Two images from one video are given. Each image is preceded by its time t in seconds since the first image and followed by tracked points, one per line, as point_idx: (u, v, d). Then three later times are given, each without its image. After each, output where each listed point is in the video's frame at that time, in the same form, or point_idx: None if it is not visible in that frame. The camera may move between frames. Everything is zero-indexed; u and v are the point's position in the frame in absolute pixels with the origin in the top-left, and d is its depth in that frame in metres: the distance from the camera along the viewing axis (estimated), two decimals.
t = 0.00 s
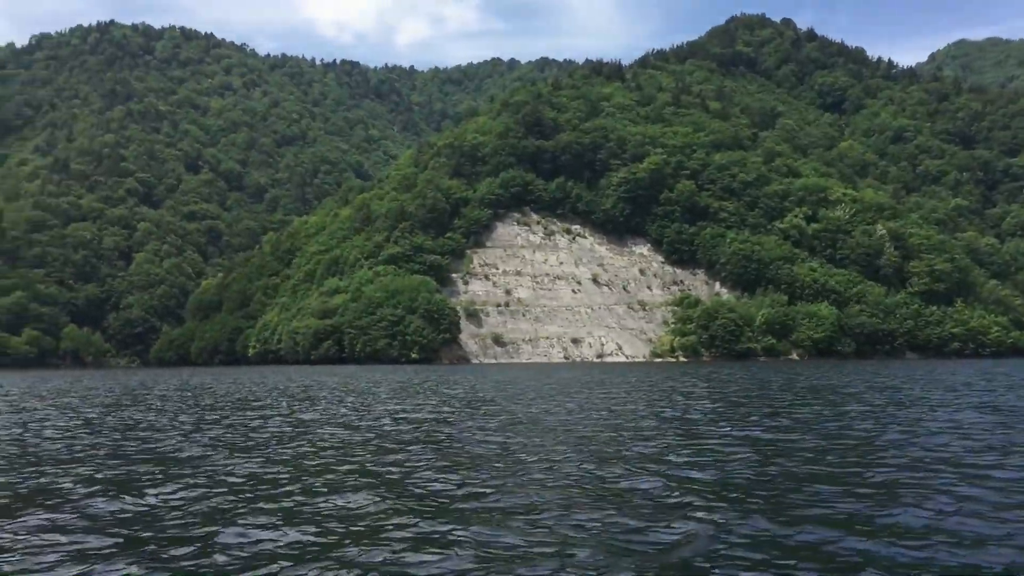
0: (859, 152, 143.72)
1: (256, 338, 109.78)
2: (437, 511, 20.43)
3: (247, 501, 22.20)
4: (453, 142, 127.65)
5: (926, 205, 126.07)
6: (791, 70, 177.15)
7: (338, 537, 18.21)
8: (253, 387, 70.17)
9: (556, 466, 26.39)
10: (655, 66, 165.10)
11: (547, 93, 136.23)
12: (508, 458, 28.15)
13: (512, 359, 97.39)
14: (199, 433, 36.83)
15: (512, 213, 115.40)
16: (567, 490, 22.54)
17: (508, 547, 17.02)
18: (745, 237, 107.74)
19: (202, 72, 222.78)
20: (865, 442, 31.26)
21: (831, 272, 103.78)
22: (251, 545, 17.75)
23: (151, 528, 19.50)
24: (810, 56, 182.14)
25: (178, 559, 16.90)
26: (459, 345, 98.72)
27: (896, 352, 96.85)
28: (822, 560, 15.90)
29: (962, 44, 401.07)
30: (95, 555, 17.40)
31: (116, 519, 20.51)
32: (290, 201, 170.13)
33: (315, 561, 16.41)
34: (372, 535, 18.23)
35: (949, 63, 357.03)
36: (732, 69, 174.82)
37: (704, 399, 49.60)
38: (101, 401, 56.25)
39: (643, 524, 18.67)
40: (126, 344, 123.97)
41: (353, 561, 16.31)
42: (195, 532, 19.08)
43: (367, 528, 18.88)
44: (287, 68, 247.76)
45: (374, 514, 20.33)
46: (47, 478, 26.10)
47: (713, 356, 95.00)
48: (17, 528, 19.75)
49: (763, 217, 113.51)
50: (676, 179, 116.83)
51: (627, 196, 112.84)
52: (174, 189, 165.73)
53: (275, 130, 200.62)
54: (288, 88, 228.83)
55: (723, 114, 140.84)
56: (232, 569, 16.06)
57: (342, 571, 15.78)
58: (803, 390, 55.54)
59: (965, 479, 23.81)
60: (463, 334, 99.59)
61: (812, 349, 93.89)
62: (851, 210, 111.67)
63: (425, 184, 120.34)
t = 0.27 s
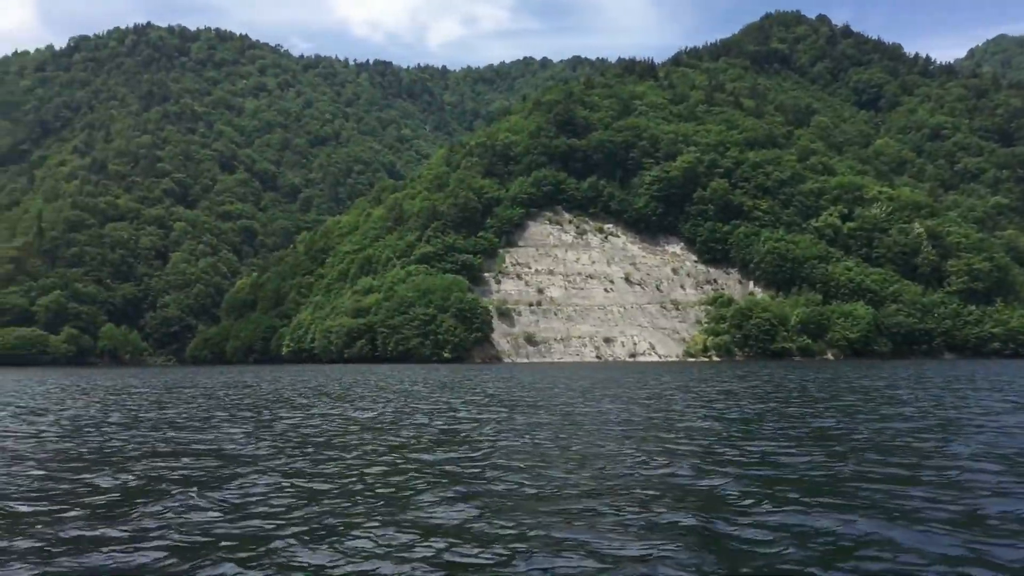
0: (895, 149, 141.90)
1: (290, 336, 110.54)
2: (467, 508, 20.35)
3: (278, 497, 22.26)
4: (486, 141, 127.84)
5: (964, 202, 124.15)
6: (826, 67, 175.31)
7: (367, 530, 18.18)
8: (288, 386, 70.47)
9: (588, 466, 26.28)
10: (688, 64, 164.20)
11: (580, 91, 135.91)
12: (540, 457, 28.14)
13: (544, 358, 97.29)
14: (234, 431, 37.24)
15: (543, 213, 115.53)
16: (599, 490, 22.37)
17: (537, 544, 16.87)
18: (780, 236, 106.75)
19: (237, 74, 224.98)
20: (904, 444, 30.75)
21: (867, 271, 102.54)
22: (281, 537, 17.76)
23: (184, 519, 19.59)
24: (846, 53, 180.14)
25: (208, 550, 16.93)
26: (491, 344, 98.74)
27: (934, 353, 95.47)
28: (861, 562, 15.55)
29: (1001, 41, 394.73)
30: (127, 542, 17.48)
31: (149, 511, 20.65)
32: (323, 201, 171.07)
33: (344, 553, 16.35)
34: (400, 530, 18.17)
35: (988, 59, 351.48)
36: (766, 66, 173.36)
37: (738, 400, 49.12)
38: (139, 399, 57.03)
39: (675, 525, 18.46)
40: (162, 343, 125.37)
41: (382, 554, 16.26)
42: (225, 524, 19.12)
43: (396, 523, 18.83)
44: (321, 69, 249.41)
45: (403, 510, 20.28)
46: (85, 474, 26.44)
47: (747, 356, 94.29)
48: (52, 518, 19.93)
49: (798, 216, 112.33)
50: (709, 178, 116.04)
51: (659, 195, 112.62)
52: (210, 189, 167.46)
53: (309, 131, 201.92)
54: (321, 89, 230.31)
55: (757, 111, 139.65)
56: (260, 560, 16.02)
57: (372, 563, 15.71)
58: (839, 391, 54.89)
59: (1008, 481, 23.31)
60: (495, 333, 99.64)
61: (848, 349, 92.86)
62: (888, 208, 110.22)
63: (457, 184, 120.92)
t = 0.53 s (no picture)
0: (938, 147, 139.75)
1: (328, 336, 111.28)
2: (507, 506, 20.22)
3: (318, 494, 22.34)
4: (522, 142, 128.02)
5: (1008, 200, 121.86)
6: (866, 64, 173.24)
7: (407, 528, 18.12)
8: (332, 386, 70.93)
9: (633, 464, 26.15)
10: (725, 62, 163.12)
11: (616, 90, 135.56)
12: (582, 455, 28.00)
13: (581, 358, 97.09)
14: (276, 430, 37.59)
15: (580, 212, 115.43)
16: (641, 488, 22.15)
17: (580, 541, 16.69)
18: (819, 235, 105.65)
19: (275, 76, 227.21)
20: (956, 446, 30.22)
21: (909, 270, 101.09)
22: (322, 534, 17.77)
23: (231, 515, 19.72)
24: (887, 49, 177.78)
25: (250, 546, 16.97)
26: (527, 344, 98.71)
27: (978, 353, 93.83)
28: (915, 561, 15.15)
29: None
30: (171, 539, 17.59)
31: (192, 508, 20.79)
32: (360, 201, 171.90)
33: (386, 550, 16.32)
34: (441, 527, 18.10)
35: None
36: (805, 64, 171.70)
37: (783, 401, 48.64)
38: (186, 398, 57.90)
39: (720, 521, 18.17)
40: (202, 342, 126.80)
41: (424, 551, 16.19)
42: (265, 521, 19.15)
43: (436, 521, 18.75)
44: (358, 70, 250.86)
45: (443, 507, 20.21)
46: (130, 470, 26.77)
47: (786, 356, 93.46)
48: (97, 514, 20.16)
49: (838, 215, 111.04)
50: (746, 177, 115.16)
51: (696, 194, 112.00)
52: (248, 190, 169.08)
53: (347, 132, 203.20)
54: (358, 90, 231.68)
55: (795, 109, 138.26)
56: (301, 556, 16.05)
57: (413, 560, 15.63)
58: (886, 392, 54.08)
59: None
60: (532, 333, 99.63)
61: (889, 349, 91.60)
62: (930, 206, 108.57)
63: (492, 183, 121.74)
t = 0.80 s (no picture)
0: (988, 140, 136.85)
1: (370, 333, 111.95)
2: (549, 500, 20.11)
3: (357, 488, 22.36)
4: (562, 138, 127.95)
5: None
6: (913, 57, 170.28)
7: (443, 523, 18.01)
8: (378, 384, 71.41)
9: (679, 460, 25.89)
10: (769, 57, 161.41)
11: (658, 86, 134.80)
12: (624, 453, 27.75)
13: (622, 355, 96.71)
14: (319, 427, 37.87)
15: (620, 209, 114.98)
16: (683, 485, 21.84)
17: (618, 537, 16.45)
18: (865, 230, 104.01)
19: (318, 75, 229.22)
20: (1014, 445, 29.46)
21: (958, 266, 99.13)
22: (358, 528, 17.72)
23: (274, 508, 19.85)
24: (935, 42, 174.59)
25: (285, 538, 16.99)
26: (568, 341, 98.54)
27: None
28: (967, 555, 14.78)
29: None
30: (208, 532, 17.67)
31: (230, 503, 20.91)
32: (401, 199, 172.55)
33: (421, 544, 16.23)
34: (478, 523, 17.97)
35: None
36: (850, 58, 169.32)
37: (833, 400, 47.90)
38: (236, 396, 58.68)
39: (763, 517, 17.84)
40: (247, 340, 128.14)
41: (460, 545, 16.08)
42: (302, 515, 19.19)
43: (473, 516, 18.62)
44: (399, 69, 252.08)
45: (479, 503, 20.08)
46: (175, 466, 27.11)
47: (832, 354, 92.20)
48: (139, 507, 20.39)
49: (884, 210, 109.21)
50: (790, 172, 113.82)
51: (738, 190, 110.94)
52: (291, 189, 170.64)
53: (388, 131, 204.27)
54: (399, 89, 232.78)
55: (840, 103, 136.34)
56: (337, 550, 16.05)
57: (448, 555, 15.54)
58: (941, 391, 53.00)
59: None
60: (573, 331, 99.41)
61: (937, 347, 89.94)
62: (979, 201, 106.34)
63: (532, 180, 121.93)
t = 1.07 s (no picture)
0: None
1: (417, 327, 112.63)
2: (591, 493, 20.10)
3: (402, 479, 22.62)
4: (608, 131, 127.67)
5: None
6: (968, 43, 166.42)
7: (493, 513, 18.20)
8: (427, 376, 71.89)
9: (726, 454, 25.68)
10: (818, 45, 159.06)
11: (704, 77, 133.65)
12: (674, 444, 27.70)
13: (670, 349, 96.17)
14: (371, 419, 38.31)
15: (667, 201, 114.27)
16: (734, 477, 21.76)
17: (669, 526, 16.51)
18: (917, 221, 101.95)
19: (364, 70, 230.85)
20: None
21: (1015, 257, 96.75)
22: (411, 517, 17.97)
23: (318, 499, 20.11)
24: (991, 27, 170.44)
25: (341, 528, 17.28)
26: (615, 335, 98.27)
27: None
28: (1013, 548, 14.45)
29: None
30: (268, 520, 18.07)
31: (286, 492, 21.29)
32: (448, 193, 173.07)
33: (476, 533, 16.42)
34: (529, 513, 18.12)
35: None
36: (902, 45, 166.10)
37: (886, 394, 47.10)
38: (288, 388, 59.57)
39: (811, 508, 17.80)
40: (296, 334, 129.56)
41: (514, 534, 16.23)
42: (355, 504, 19.51)
43: (522, 506, 18.75)
44: (445, 64, 252.96)
45: (529, 493, 20.24)
46: (232, 457, 27.67)
47: (884, 347, 90.61)
48: (199, 497, 20.88)
49: (937, 200, 106.93)
50: (840, 162, 112.12)
51: (787, 181, 109.54)
52: (338, 184, 172.21)
53: (434, 125, 205.10)
54: (445, 83, 233.60)
55: (892, 92, 133.87)
56: (394, 538, 16.27)
57: (504, 542, 15.74)
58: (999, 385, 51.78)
59: None
60: (619, 324, 99.13)
61: (993, 339, 87.89)
62: None
63: (579, 172, 122.04)
